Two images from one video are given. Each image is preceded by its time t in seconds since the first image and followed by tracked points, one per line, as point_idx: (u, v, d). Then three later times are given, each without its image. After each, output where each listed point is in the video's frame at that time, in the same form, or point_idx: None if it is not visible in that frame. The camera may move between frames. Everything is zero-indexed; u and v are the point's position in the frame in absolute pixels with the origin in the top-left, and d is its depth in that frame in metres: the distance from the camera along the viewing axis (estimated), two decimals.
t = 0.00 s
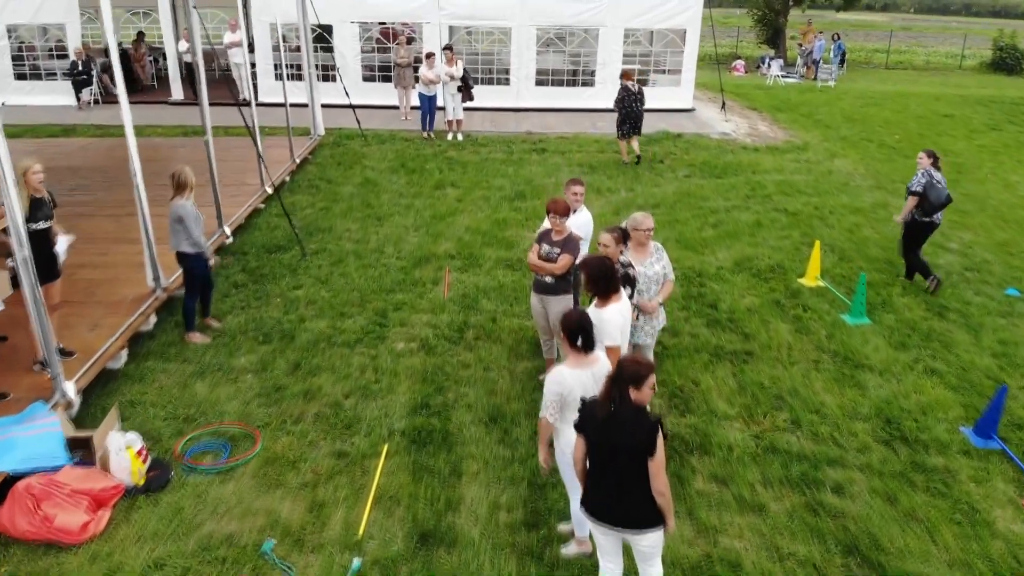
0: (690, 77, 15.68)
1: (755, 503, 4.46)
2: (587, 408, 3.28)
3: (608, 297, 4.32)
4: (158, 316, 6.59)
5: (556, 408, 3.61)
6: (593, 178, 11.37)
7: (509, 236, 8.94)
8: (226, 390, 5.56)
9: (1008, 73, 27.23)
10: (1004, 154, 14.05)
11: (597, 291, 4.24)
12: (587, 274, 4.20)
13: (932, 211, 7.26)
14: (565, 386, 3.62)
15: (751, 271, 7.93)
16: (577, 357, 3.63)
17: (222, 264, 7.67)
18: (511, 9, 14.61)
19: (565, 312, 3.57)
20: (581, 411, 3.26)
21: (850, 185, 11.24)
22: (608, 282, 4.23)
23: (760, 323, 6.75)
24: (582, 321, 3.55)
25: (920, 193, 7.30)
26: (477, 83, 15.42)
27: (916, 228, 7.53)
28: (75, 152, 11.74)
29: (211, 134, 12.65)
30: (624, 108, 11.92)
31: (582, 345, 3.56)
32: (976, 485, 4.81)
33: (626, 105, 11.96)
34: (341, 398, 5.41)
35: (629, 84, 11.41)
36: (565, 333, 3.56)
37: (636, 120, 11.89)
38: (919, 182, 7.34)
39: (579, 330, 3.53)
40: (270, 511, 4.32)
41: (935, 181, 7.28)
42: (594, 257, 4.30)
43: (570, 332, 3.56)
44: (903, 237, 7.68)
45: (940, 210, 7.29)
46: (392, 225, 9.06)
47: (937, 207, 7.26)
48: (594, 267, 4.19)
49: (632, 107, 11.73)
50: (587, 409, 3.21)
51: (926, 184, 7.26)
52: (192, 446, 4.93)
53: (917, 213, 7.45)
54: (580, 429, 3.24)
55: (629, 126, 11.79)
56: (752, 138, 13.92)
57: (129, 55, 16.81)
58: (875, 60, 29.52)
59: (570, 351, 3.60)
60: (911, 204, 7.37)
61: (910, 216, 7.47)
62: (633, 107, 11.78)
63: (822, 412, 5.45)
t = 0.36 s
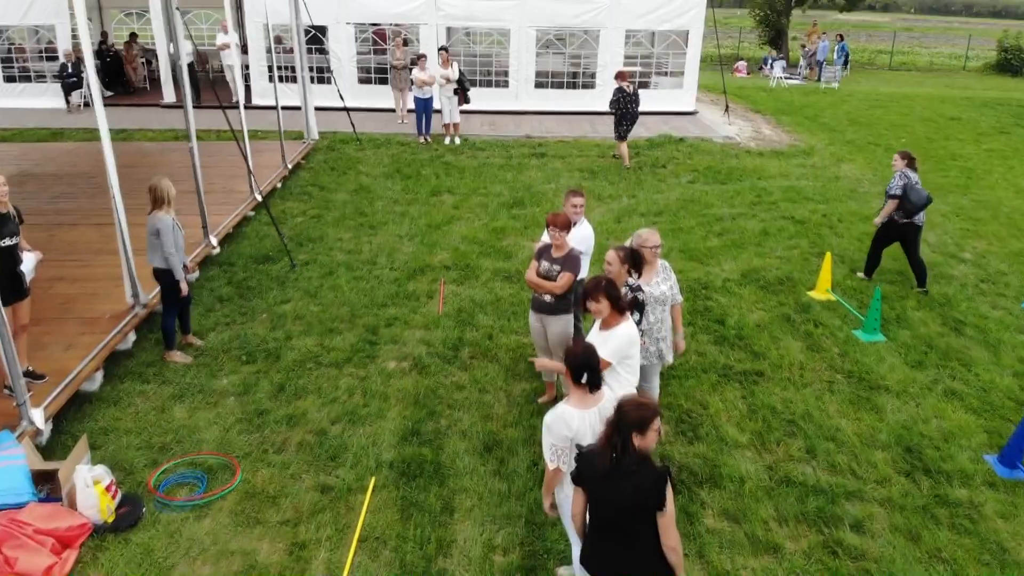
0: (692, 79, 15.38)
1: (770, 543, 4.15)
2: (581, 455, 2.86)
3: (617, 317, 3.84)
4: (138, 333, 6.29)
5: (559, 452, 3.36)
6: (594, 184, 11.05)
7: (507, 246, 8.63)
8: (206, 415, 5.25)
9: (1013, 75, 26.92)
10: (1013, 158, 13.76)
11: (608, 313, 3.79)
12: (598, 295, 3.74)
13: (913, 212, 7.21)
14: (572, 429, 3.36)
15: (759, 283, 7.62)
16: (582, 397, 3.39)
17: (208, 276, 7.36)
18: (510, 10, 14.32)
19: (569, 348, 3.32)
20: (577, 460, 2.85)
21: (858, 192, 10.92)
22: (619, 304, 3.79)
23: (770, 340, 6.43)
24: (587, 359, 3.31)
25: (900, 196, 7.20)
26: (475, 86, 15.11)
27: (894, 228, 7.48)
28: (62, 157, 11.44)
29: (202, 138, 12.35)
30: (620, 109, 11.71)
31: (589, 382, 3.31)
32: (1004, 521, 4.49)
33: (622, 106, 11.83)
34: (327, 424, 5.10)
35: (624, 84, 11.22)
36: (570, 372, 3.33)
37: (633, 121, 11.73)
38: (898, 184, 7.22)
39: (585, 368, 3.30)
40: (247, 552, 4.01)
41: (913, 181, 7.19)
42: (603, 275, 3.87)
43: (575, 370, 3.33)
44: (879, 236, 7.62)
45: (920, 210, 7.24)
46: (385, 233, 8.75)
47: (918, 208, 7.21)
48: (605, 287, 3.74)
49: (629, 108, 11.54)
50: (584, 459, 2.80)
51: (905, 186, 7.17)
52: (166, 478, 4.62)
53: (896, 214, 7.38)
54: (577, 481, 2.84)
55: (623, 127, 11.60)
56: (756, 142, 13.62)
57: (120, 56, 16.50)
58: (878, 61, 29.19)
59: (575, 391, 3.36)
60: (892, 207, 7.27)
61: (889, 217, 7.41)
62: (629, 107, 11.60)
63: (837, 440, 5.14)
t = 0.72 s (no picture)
0: (695, 81, 15.06)
1: None
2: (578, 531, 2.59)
3: (617, 348, 3.48)
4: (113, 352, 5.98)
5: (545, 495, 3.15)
6: (595, 190, 10.72)
7: (505, 256, 8.31)
8: (181, 443, 4.94)
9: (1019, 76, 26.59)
10: None
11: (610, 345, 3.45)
12: (598, 325, 3.40)
13: (880, 207, 7.13)
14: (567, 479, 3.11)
15: (766, 296, 7.30)
16: (580, 443, 3.14)
17: (192, 290, 7.05)
18: (508, 11, 14.02)
19: (569, 392, 3.05)
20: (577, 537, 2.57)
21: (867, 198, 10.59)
22: (620, 334, 3.45)
23: (780, 359, 6.11)
24: (588, 404, 3.04)
25: (869, 190, 7.20)
26: (473, 88, 14.80)
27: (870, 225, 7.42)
28: (48, 162, 11.13)
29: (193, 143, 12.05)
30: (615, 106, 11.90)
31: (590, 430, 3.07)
32: None
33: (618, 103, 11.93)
34: (309, 454, 4.78)
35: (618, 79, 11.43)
36: (569, 417, 3.07)
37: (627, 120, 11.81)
38: (869, 179, 7.24)
39: (585, 413, 3.04)
40: None
41: (885, 178, 7.16)
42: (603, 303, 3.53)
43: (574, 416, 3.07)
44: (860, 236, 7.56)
45: (889, 207, 7.14)
46: (378, 243, 8.43)
47: (886, 203, 7.12)
48: (604, 317, 3.40)
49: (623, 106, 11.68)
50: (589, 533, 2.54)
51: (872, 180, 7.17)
52: (135, 517, 4.29)
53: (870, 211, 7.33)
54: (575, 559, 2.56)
55: (619, 124, 11.67)
56: (761, 146, 13.31)
57: (112, 58, 16.18)
58: (882, 62, 28.87)
59: (571, 435, 3.11)
60: (860, 201, 7.26)
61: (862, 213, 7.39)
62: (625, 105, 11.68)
63: (854, 471, 4.81)
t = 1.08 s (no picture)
0: (697, 84, 14.75)
1: None
2: None
3: (616, 386, 3.15)
4: (88, 373, 5.68)
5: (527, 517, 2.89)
6: (596, 197, 10.40)
7: (501, 266, 8.00)
8: (154, 476, 4.62)
9: None
10: None
11: (608, 382, 3.14)
12: (596, 360, 3.08)
13: (859, 203, 7.21)
14: (545, 518, 2.87)
15: (775, 311, 6.98)
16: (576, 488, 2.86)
17: (173, 305, 6.74)
18: (507, 12, 13.71)
19: (566, 437, 2.76)
20: None
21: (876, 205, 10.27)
22: (619, 370, 3.14)
23: (790, 380, 5.79)
24: (587, 450, 2.75)
25: (848, 186, 7.26)
26: (470, 90, 14.49)
27: (846, 222, 7.47)
28: (32, 167, 10.81)
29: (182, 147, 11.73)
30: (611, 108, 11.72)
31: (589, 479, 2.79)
32: None
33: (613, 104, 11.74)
34: (290, 488, 4.46)
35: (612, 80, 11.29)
36: (566, 461, 2.79)
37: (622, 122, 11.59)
38: (848, 174, 7.32)
39: (583, 460, 2.76)
40: None
41: (863, 174, 7.26)
42: (602, 335, 3.21)
43: (572, 461, 2.79)
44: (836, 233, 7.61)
45: (867, 203, 7.23)
46: (370, 253, 8.12)
47: (864, 199, 7.21)
48: (603, 351, 3.09)
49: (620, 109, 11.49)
50: None
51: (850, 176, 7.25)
52: (101, 560, 3.94)
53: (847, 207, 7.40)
54: None
55: (615, 126, 11.55)
56: (765, 150, 13.00)
57: (102, 59, 15.86)
58: (885, 63, 28.58)
59: (565, 475, 2.85)
60: (840, 196, 7.30)
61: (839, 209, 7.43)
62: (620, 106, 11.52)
63: (872, 506, 4.50)
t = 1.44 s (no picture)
0: (700, 86, 14.44)
1: None
2: None
3: (619, 434, 2.88)
4: (63, 396, 5.37)
5: None
6: (596, 203, 10.10)
7: (499, 276, 7.70)
8: (127, 511, 4.32)
9: None
10: None
11: (611, 429, 2.86)
12: (595, 406, 2.83)
13: (836, 207, 7.09)
14: None
15: (785, 325, 6.68)
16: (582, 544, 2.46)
17: (156, 320, 6.43)
18: (505, 13, 13.42)
19: (568, 483, 2.41)
20: None
21: (885, 212, 9.97)
22: (622, 415, 2.87)
23: (804, 403, 5.49)
24: (591, 499, 2.38)
25: (825, 190, 7.09)
26: (468, 93, 14.19)
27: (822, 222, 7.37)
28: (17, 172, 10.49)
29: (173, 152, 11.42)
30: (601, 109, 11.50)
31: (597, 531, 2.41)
32: None
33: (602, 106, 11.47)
34: (273, 525, 4.16)
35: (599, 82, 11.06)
36: (570, 513, 2.42)
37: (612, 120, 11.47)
38: (824, 178, 7.11)
39: (590, 510, 2.39)
40: None
41: (840, 176, 7.07)
42: (603, 376, 2.96)
43: (577, 513, 2.41)
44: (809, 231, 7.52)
45: (844, 206, 7.11)
46: (363, 263, 7.82)
47: (841, 202, 7.09)
48: (604, 395, 2.83)
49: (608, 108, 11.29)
50: None
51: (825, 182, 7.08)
52: None
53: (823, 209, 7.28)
54: None
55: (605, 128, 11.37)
56: (770, 153, 12.70)
57: (93, 61, 15.55)
58: (888, 63, 28.31)
59: (569, 531, 2.46)
60: (817, 201, 7.17)
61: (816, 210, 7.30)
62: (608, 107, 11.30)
63: (896, 543, 4.20)
